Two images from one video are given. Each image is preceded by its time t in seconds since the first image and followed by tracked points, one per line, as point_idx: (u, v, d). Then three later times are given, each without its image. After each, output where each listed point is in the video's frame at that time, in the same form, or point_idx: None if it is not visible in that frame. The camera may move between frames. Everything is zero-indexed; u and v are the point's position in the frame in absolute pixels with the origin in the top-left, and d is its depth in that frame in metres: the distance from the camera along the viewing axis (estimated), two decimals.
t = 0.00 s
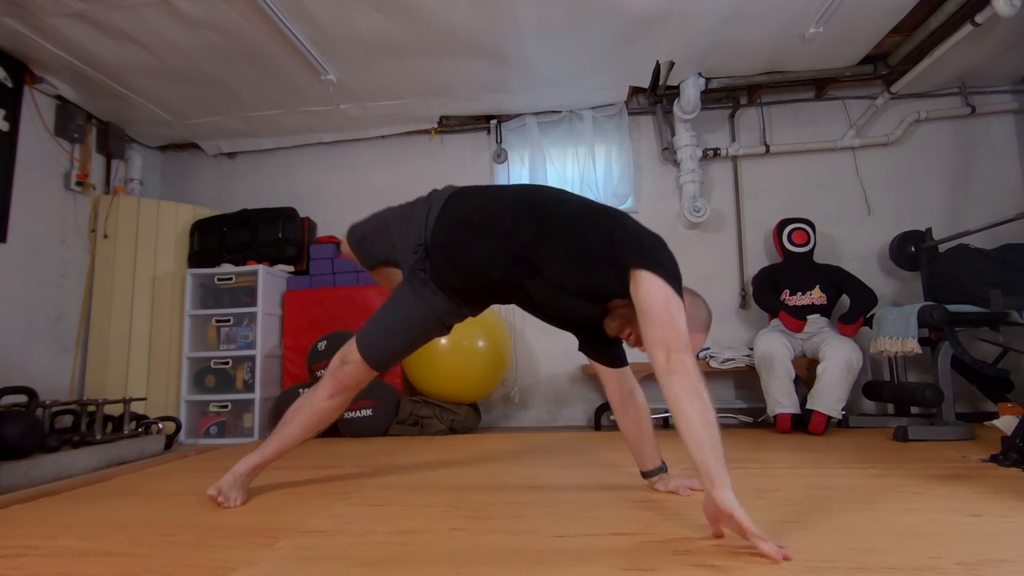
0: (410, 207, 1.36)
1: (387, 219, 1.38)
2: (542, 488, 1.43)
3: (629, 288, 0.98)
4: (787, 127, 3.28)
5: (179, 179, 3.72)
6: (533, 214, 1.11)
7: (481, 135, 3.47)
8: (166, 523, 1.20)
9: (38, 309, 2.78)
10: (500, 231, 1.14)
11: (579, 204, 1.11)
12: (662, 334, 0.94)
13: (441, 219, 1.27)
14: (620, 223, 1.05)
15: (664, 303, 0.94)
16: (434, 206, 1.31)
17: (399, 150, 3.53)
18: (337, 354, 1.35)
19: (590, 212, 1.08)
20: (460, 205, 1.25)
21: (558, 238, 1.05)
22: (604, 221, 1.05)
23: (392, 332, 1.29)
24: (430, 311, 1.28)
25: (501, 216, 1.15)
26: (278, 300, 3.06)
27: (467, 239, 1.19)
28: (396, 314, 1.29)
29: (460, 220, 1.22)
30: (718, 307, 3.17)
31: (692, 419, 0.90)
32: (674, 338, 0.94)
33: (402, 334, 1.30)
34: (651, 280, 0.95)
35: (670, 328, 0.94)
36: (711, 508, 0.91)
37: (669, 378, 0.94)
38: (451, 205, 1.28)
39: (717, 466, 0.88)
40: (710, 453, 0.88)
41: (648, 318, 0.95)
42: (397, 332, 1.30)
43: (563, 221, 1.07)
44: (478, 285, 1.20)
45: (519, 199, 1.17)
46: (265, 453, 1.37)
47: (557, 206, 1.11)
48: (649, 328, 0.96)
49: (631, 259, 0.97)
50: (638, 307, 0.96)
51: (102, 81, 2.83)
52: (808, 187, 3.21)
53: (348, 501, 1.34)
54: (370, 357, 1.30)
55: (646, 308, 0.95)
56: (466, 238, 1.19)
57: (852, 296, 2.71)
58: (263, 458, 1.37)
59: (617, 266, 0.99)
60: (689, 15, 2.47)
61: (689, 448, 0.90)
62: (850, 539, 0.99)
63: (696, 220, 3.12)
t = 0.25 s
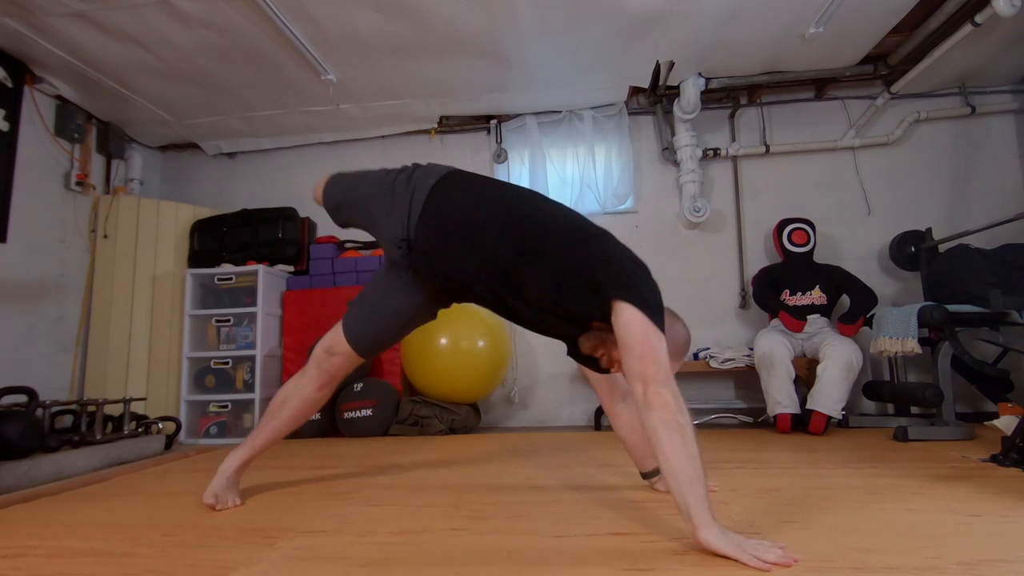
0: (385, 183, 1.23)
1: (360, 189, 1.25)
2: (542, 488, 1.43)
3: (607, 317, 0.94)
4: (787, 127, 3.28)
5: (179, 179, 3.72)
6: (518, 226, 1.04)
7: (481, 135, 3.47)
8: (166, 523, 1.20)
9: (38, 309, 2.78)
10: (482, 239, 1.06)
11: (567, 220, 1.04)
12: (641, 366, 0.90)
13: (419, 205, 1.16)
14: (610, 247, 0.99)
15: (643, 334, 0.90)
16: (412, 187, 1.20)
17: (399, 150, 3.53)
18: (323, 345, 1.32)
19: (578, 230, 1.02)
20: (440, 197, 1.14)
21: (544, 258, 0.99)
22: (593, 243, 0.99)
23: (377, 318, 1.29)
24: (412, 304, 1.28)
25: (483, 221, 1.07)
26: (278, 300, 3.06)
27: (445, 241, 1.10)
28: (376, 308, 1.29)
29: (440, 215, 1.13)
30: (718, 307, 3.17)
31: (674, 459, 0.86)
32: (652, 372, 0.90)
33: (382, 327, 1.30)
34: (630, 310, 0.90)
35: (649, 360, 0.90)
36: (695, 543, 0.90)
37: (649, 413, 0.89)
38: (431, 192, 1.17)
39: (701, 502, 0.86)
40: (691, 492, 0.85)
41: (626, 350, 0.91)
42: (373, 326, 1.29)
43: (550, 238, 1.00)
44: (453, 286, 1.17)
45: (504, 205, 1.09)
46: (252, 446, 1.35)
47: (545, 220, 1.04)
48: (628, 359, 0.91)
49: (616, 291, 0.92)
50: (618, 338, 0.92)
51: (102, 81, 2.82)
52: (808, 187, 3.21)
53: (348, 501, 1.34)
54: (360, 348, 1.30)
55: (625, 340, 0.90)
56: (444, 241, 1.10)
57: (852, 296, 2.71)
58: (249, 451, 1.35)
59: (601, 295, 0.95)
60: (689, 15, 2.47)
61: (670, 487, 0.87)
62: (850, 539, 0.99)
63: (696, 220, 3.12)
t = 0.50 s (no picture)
0: (364, 166, 1.20)
1: (338, 168, 1.23)
2: (542, 489, 1.43)
3: (588, 330, 0.94)
4: (787, 127, 3.28)
5: (179, 179, 3.72)
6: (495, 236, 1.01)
7: (480, 135, 3.46)
8: (166, 524, 1.20)
9: (38, 309, 2.78)
10: (459, 243, 1.03)
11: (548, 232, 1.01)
12: (626, 379, 0.90)
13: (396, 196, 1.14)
14: (590, 265, 0.96)
15: (624, 346, 0.90)
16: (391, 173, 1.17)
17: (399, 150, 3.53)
18: (305, 337, 1.27)
19: (559, 245, 0.99)
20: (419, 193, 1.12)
21: (520, 272, 0.97)
22: (573, 259, 0.97)
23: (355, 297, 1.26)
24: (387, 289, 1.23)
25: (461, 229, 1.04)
26: (277, 301, 3.06)
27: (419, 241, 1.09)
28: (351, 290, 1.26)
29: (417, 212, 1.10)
30: (718, 307, 3.17)
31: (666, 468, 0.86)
32: (637, 383, 0.90)
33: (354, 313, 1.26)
34: (608, 323, 0.90)
35: (633, 371, 0.90)
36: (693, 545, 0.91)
37: (639, 425, 0.90)
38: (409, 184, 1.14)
39: (696, 507, 0.87)
40: (685, 498, 0.86)
41: (610, 362, 0.92)
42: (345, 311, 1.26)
43: (528, 249, 0.98)
44: (432, 290, 1.16)
45: (483, 213, 1.05)
46: (234, 443, 1.31)
47: (524, 230, 1.01)
48: (613, 372, 0.92)
49: (596, 304, 0.91)
50: (601, 351, 0.92)
51: (102, 81, 2.82)
52: (808, 187, 3.21)
53: (348, 501, 1.34)
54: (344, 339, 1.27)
55: (607, 354, 0.91)
56: (420, 242, 1.09)
57: (852, 297, 2.71)
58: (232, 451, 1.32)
59: (578, 309, 0.94)
60: (689, 15, 2.47)
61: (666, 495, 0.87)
62: (849, 539, 0.99)
63: (696, 220, 3.12)
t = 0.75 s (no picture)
0: (341, 159, 1.17)
1: (319, 159, 1.20)
2: (542, 489, 1.43)
3: (569, 343, 0.95)
4: (787, 127, 3.28)
5: (180, 180, 3.72)
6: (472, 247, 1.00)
7: (481, 135, 3.47)
8: (166, 523, 1.20)
9: (38, 309, 2.78)
10: (437, 251, 1.02)
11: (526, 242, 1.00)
12: (611, 388, 0.91)
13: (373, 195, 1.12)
14: (568, 278, 0.95)
15: (605, 355, 0.91)
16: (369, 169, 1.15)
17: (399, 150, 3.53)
18: (290, 333, 1.28)
19: (537, 257, 0.98)
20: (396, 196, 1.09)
21: (497, 287, 0.97)
22: (550, 272, 0.96)
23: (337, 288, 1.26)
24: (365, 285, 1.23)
25: (438, 238, 1.03)
26: (278, 301, 3.05)
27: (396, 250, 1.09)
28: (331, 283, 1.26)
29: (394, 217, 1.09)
30: (718, 307, 3.17)
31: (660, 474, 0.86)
32: (621, 391, 0.90)
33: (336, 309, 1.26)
34: (586, 334, 0.91)
35: (616, 380, 0.90)
36: (695, 548, 0.91)
37: (629, 434, 0.90)
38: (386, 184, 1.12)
39: (694, 509, 0.87)
40: (682, 501, 0.86)
41: (594, 374, 0.92)
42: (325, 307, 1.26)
43: (505, 262, 0.97)
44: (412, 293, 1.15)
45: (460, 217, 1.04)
46: (216, 443, 1.32)
47: (503, 241, 1.00)
48: (598, 382, 0.92)
49: (573, 317, 0.91)
50: (584, 363, 0.93)
51: (102, 81, 2.82)
52: (808, 187, 3.21)
53: (348, 501, 1.34)
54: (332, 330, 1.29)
55: (588, 365, 0.91)
56: (400, 248, 1.08)
57: (852, 297, 2.71)
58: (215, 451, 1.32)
59: (556, 323, 0.95)
60: (689, 15, 2.47)
61: (663, 501, 0.87)
62: (850, 539, 0.99)
63: (696, 220, 3.12)
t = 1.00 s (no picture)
0: (330, 158, 1.17)
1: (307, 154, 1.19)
2: (541, 489, 1.43)
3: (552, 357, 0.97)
4: (787, 127, 3.28)
5: (180, 180, 3.72)
6: (455, 258, 1.01)
7: (481, 135, 3.47)
8: (166, 523, 1.20)
9: (38, 309, 2.78)
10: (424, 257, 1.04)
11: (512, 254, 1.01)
12: (596, 399, 0.92)
13: (363, 200, 1.13)
14: (551, 291, 0.97)
15: (587, 367, 0.92)
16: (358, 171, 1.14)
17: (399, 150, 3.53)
18: (276, 331, 1.29)
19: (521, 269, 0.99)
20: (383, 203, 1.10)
21: (480, 298, 0.99)
22: (534, 285, 0.97)
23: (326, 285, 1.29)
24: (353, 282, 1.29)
25: (424, 248, 1.04)
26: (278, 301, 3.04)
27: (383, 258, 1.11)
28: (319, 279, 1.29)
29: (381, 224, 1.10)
30: (718, 307, 3.17)
31: (652, 480, 0.87)
32: (606, 402, 0.91)
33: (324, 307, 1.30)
34: (566, 347, 0.93)
35: (600, 391, 0.92)
36: (695, 548, 0.90)
37: (618, 444, 0.91)
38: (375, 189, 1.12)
39: (690, 511, 0.87)
40: (678, 504, 0.87)
41: (579, 386, 0.94)
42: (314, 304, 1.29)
43: (487, 274, 0.98)
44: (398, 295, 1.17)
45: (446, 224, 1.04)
46: (199, 443, 1.31)
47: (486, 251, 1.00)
48: (583, 395, 0.94)
49: (554, 331, 0.93)
50: (568, 377, 0.95)
51: (102, 81, 2.83)
52: (808, 187, 3.21)
53: (348, 501, 1.34)
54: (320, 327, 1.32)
55: (572, 378, 0.93)
56: (389, 254, 1.09)
57: (852, 296, 2.71)
58: (198, 452, 1.31)
59: (537, 335, 0.97)
60: (689, 15, 2.47)
61: (659, 507, 0.88)
62: (850, 539, 0.99)
63: (696, 220, 3.12)
